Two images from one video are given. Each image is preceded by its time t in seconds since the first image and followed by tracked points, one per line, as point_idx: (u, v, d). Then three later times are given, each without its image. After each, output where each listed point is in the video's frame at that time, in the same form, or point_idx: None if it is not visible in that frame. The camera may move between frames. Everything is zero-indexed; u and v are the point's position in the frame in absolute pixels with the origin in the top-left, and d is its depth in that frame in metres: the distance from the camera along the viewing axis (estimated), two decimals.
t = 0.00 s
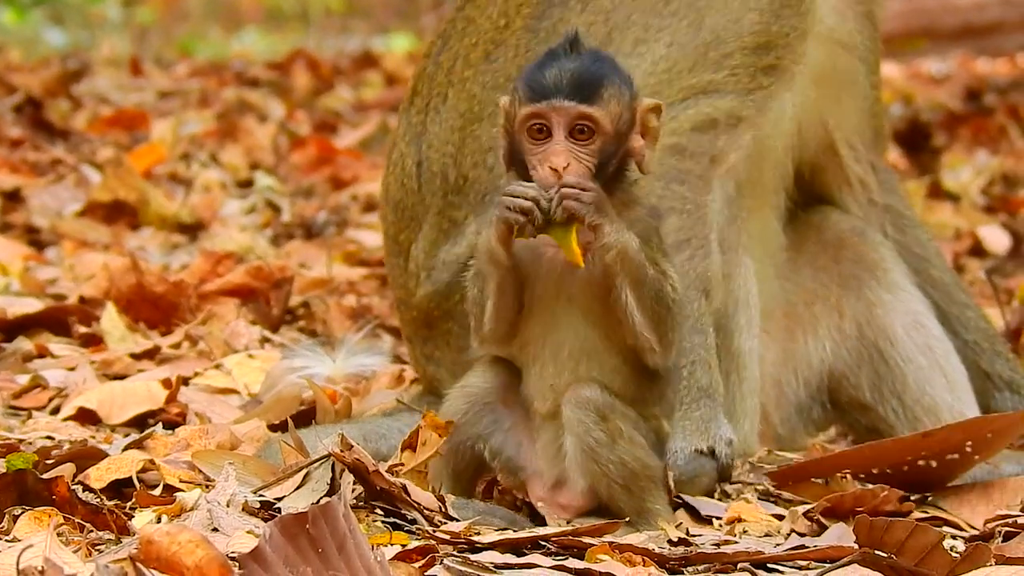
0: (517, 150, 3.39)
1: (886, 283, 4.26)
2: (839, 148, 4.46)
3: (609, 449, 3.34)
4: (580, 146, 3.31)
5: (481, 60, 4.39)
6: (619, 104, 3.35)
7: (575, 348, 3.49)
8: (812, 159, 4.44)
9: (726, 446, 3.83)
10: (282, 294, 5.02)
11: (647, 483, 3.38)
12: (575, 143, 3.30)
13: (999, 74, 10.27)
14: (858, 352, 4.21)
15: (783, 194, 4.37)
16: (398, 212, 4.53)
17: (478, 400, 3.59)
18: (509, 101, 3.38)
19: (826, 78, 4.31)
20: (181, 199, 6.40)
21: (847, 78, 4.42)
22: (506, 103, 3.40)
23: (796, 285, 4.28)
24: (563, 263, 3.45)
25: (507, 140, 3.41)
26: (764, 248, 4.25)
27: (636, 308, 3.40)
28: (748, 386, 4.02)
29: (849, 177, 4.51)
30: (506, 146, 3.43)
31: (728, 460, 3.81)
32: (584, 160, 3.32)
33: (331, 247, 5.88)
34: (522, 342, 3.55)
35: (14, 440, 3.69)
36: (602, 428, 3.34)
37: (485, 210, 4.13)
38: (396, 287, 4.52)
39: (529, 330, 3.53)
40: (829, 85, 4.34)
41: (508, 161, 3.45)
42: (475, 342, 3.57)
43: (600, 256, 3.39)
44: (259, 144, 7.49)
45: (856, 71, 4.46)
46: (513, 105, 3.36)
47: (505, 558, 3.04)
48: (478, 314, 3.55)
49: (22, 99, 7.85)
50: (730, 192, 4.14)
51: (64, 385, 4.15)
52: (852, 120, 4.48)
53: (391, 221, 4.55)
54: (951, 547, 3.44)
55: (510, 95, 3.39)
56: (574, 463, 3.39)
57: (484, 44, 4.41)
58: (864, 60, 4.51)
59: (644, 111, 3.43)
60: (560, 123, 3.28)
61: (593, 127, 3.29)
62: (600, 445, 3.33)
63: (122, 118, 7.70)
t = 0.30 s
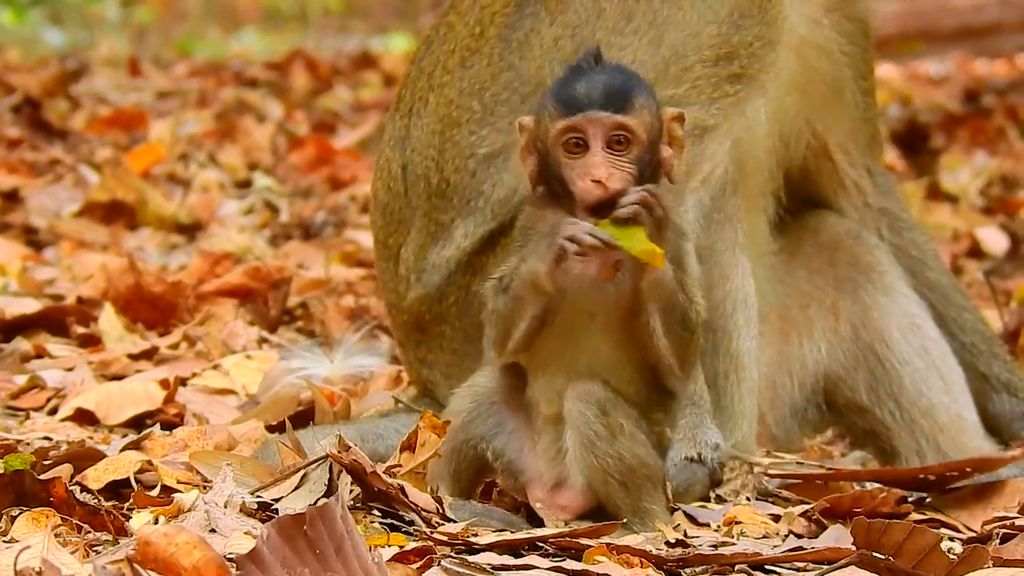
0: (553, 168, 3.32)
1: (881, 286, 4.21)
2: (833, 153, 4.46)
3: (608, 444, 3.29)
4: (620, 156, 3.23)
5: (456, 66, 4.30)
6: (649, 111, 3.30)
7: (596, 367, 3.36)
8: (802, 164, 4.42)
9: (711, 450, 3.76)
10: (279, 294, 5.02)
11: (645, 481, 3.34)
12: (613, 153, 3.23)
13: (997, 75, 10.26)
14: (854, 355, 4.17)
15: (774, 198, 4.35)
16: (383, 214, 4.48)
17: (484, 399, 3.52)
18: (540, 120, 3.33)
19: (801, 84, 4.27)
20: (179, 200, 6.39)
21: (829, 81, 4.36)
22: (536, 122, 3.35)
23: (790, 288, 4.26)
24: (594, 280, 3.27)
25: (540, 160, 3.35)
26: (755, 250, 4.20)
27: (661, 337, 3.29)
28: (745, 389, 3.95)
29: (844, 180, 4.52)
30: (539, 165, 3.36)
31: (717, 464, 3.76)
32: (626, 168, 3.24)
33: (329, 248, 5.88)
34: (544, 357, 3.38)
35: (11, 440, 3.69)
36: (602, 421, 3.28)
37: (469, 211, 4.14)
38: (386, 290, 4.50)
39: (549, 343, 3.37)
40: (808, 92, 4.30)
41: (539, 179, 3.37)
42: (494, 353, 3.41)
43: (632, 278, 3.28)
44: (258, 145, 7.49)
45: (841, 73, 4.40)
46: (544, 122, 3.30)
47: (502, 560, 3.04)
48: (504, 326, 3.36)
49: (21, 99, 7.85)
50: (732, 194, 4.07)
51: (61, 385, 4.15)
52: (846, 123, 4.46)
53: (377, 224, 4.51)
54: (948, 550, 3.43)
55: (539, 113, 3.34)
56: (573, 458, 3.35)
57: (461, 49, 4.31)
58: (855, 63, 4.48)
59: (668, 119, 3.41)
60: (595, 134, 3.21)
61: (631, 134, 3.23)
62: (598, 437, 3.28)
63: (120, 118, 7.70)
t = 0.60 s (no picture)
0: (596, 179, 3.27)
1: (877, 289, 4.21)
2: (829, 156, 4.44)
3: (607, 441, 3.27)
4: (670, 171, 3.18)
5: (446, 73, 4.34)
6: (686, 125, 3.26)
7: (609, 369, 3.38)
8: (800, 167, 4.40)
9: (705, 451, 3.70)
10: (276, 298, 5.02)
11: (642, 480, 3.31)
12: (664, 168, 3.17)
13: (994, 79, 10.26)
14: (850, 358, 4.18)
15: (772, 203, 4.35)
16: (378, 217, 4.48)
17: (484, 402, 3.51)
18: (580, 130, 3.26)
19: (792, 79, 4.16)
20: (176, 202, 6.40)
21: (821, 82, 4.30)
22: (575, 132, 3.28)
23: (787, 291, 4.25)
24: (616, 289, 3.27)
25: (579, 170, 3.30)
26: (755, 250, 4.15)
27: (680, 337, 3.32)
28: (743, 392, 3.94)
29: (839, 184, 4.51)
30: (570, 173, 3.33)
31: (711, 464, 3.71)
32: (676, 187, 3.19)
33: (326, 251, 5.88)
34: (557, 359, 3.39)
35: (8, 443, 3.69)
36: (603, 417, 3.28)
37: (464, 215, 4.17)
38: (381, 292, 4.51)
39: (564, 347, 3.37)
40: (794, 95, 4.22)
41: (566, 187, 3.34)
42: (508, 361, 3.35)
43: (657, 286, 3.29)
44: (254, 147, 7.49)
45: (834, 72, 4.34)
46: (589, 134, 3.24)
47: (500, 562, 3.04)
48: (525, 334, 3.30)
49: (17, 101, 7.85)
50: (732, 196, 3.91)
51: (58, 388, 4.15)
52: (842, 124, 4.43)
53: (372, 227, 4.51)
54: (944, 553, 3.44)
55: (577, 122, 3.27)
56: (572, 456, 3.33)
57: (450, 56, 4.36)
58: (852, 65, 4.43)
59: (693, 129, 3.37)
60: (650, 150, 3.16)
61: (680, 148, 3.18)
62: (596, 435, 3.26)
63: (117, 120, 7.71)
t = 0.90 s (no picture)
0: (582, 188, 3.25)
1: (874, 294, 4.20)
2: (825, 160, 4.44)
3: (605, 443, 3.27)
4: (657, 181, 3.18)
5: (437, 78, 4.34)
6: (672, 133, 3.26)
7: (605, 372, 3.36)
8: (798, 172, 4.41)
9: (697, 452, 3.81)
10: (274, 300, 5.02)
11: (640, 483, 3.30)
12: (652, 178, 3.18)
13: (992, 83, 10.26)
14: (847, 361, 4.17)
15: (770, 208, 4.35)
16: (373, 219, 4.47)
17: (481, 407, 3.53)
18: (567, 138, 3.23)
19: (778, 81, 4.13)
20: (173, 205, 6.40)
21: (812, 86, 4.29)
22: (561, 140, 3.25)
23: (783, 295, 4.26)
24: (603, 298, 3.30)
25: (565, 178, 3.27)
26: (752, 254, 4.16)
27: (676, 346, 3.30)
28: (742, 394, 3.96)
29: (835, 188, 4.50)
30: (555, 180, 3.30)
31: (705, 466, 3.80)
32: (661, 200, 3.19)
33: (323, 253, 5.88)
34: (553, 363, 3.37)
35: (5, 445, 3.69)
36: (601, 418, 3.27)
37: (458, 218, 4.16)
38: (377, 294, 4.51)
39: (552, 353, 3.37)
40: (781, 97, 4.21)
41: (549, 193, 3.32)
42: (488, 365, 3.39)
43: (652, 294, 3.29)
44: (252, 150, 7.50)
45: (825, 75, 4.32)
46: (578, 143, 3.21)
47: (496, 565, 3.04)
48: (503, 334, 3.35)
49: (15, 104, 7.85)
50: (730, 197, 3.94)
51: (56, 390, 4.15)
52: (838, 128, 4.41)
53: (368, 230, 4.51)
54: (941, 556, 3.43)
55: (564, 130, 3.24)
56: (570, 458, 3.33)
57: (441, 61, 4.36)
58: (848, 66, 4.39)
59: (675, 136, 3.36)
60: (639, 161, 3.15)
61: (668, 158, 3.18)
62: (596, 436, 3.26)
63: (114, 123, 7.71)
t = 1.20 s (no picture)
0: (556, 189, 3.27)
1: (866, 295, 4.20)
2: (817, 162, 4.42)
3: (596, 444, 3.27)
4: (631, 185, 3.19)
5: (427, 79, 4.34)
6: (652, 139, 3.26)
7: (592, 374, 3.36)
8: (789, 174, 4.39)
9: (690, 452, 3.79)
10: (265, 301, 5.02)
11: (631, 484, 3.31)
12: (625, 182, 3.19)
13: (985, 83, 10.26)
14: (839, 362, 4.17)
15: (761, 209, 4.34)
16: (364, 220, 4.47)
17: (472, 408, 3.51)
18: (544, 140, 3.26)
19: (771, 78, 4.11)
20: (165, 205, 6.40)
21: (805, 87, 4.28)
22: (539, 142, 3.27)
23: (774, 296, 4.26)
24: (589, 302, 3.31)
25: (540, 179, 3.30)
26: (744, 256, 4.15)
27: (651, 347, 3.32)
28: (734, 395, 3.93)
29: (827, 190, 4.50)
30: (532, 181, 3.33)
31: (696, 466, 3.77)
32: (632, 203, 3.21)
33: (315, 254, 5.89)
34: (542, 365, 3.37)
35: None
36: (591, 420, 3.27)
37: (449, 220, 4.16)
38: (369, 295, 4.50)
39: (542, 360, 3.36)
40: (777, 99, 4.20)
41: (526, 194, 3.33)
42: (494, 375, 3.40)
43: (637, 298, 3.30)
44: (244, 151, 7.50)
45: (819, 75, 4.33)
46: (553, 144, 3.23)
47: (488, 565, 3.04)
48: (505, 342, 3.33)
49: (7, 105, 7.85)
50: (721, 198, 3.93)
51: (47, 391, 4.15)
52: (831, 130, 4.41)
53: (359, 231, 4.50)
54: (933, 556, 3.43)
55: (542, 131, 3.27)
56: (561, 460, 3.33)
57: (432, 62, 4.36)
58: (841, 67, 4.40)
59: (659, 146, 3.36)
60: (611, 163, 3.17)
61: (643, 164, 3.19)
62: (586, 437, 3.26)
63: (106, 124, 7.71)
